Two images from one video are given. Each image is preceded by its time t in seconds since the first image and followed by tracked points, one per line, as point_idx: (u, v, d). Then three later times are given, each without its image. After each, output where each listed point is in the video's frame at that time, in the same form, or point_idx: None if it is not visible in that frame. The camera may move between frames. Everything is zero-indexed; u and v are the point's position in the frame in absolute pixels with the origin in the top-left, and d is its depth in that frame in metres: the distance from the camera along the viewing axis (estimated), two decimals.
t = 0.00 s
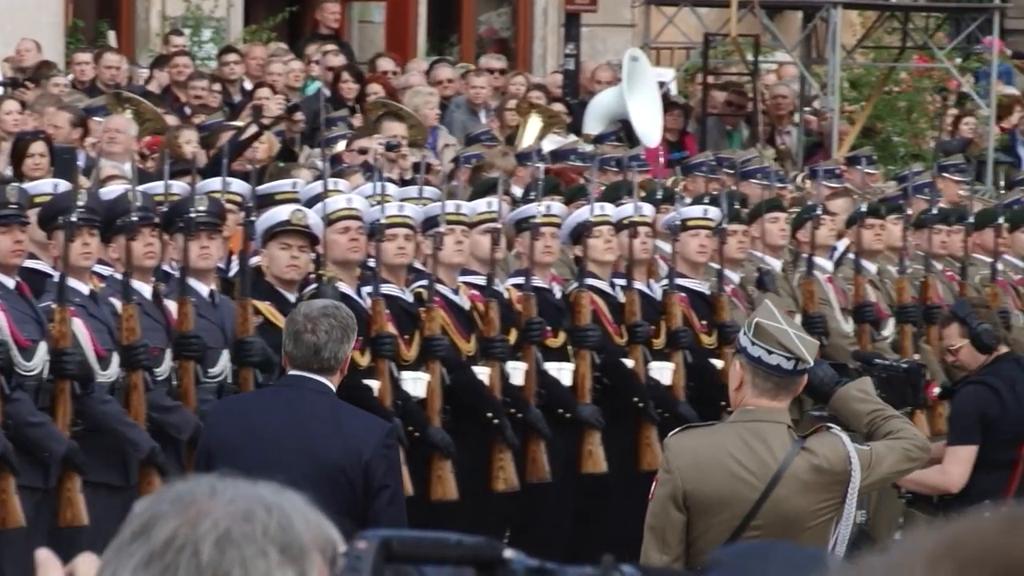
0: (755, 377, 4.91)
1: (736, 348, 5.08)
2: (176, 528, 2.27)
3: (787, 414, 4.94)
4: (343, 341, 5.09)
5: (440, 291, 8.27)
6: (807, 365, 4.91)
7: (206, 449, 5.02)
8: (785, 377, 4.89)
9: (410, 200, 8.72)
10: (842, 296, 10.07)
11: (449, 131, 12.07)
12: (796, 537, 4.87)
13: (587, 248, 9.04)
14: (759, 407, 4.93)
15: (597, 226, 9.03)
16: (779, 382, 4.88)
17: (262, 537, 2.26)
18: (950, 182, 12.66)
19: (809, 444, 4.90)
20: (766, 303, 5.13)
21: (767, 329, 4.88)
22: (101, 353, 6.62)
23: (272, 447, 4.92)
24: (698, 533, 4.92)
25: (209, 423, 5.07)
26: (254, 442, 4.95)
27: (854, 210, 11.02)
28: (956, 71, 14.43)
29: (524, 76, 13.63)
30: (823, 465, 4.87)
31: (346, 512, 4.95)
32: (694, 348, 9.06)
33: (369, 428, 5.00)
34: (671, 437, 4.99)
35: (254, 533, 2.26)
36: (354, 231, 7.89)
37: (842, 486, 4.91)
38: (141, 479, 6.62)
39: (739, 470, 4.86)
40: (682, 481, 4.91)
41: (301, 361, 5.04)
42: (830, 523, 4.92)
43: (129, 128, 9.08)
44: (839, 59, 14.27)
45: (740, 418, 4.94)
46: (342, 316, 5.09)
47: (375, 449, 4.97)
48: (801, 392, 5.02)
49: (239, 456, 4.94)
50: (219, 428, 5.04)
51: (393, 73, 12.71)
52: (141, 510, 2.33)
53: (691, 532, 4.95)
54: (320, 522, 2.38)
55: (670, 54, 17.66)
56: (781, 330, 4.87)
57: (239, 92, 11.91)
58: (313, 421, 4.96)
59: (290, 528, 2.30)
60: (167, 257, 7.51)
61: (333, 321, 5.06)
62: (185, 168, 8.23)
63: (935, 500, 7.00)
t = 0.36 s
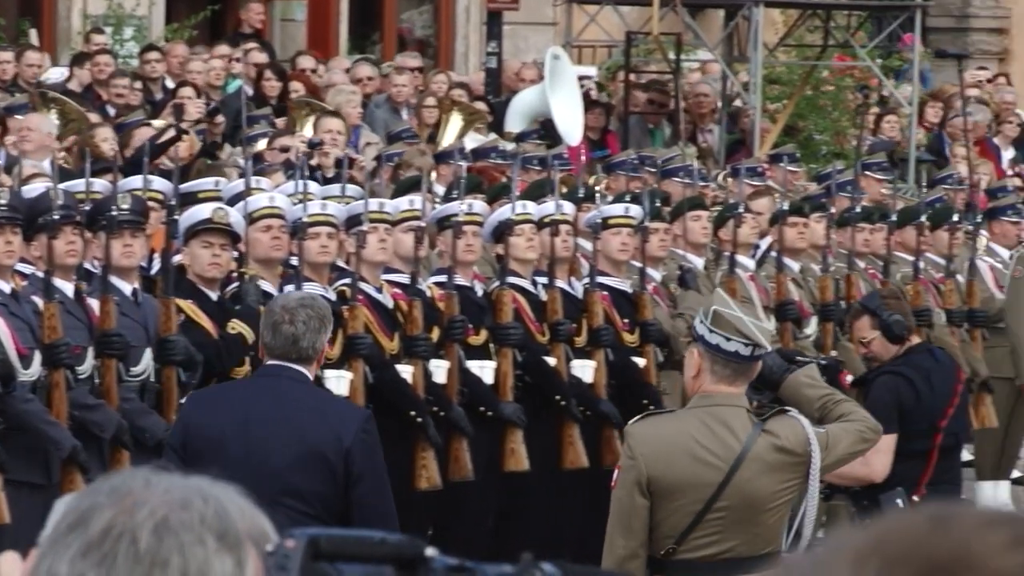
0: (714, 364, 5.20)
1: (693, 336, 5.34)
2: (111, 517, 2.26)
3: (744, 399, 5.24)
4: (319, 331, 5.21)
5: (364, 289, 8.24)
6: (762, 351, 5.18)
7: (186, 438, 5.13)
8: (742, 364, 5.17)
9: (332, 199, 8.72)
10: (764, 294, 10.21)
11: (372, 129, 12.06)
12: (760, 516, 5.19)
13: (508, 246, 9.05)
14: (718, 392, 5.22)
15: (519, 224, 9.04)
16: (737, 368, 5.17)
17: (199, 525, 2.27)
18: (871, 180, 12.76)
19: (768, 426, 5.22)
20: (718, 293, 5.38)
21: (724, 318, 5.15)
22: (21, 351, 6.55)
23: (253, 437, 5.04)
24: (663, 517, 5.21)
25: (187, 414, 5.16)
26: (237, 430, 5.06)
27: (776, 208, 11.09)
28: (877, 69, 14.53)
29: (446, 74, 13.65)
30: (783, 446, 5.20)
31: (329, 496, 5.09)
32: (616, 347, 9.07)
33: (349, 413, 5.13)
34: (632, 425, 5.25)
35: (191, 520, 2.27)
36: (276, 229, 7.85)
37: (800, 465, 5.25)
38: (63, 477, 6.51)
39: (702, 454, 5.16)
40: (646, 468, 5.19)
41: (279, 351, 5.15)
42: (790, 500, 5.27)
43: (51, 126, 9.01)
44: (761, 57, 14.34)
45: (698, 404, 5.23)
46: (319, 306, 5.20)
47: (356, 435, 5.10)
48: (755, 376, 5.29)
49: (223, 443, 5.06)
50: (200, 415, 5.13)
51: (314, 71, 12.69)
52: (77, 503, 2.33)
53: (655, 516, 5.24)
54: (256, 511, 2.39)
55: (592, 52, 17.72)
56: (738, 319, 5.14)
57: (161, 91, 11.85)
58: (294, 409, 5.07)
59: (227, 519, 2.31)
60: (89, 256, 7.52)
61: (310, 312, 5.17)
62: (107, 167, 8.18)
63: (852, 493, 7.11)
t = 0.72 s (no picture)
0: (665, 353, 5.27)
1: (646, 324, 5.41)
2: (56, 514, 2.24)
3: (695, 389, 5.30)
4: (289, 316, 5.39)
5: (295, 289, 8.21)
6: (714, 340, 5.28)
7: (162, 421, 5.38)
8: (692, 352, 5.25)
9: (263, 197, 8.71)
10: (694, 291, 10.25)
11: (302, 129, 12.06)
12: (709, 503, 5.23)
13: (439, 245, 9.05)
14: (670, 381, 5.28)
15: (450, 224, 9.05)
16: (688, 357, 5.25)
17: (145, 530, 2.26)
18: (804, 181, 12.88)
19: (718, 415, 5.27)
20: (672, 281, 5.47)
21: (677, 307, 5.25)
22: None
23: (224, 421, 5.29)
24: (614, 503, 5.25)
25: (163, 400, 5.40)
26: (208, 413, 5.31)
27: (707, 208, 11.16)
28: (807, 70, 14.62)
29: (376, 74, 13.65)
30: (733, 436, 5.24)
31: (298, 477, 5.33)
32: (547, 346, 9.10)
33: (317, 399, 5.34)
34: (585, 413, 5.30)
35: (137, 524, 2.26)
36: (205, 228, 7.85)
37: (750, 455, 5.29)
38: None
39: (654, 442, 5.21)
40: (597, 454, 5.23)
41: (249, 338, 5.34)
42: (739, 490, 5.30)
43: None
44: (691, 57, 14.41)
45: (651, 393, 5.28)
46: (288, 294, 5.38)
47: (325, 420, 5.32)
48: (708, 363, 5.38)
49: (195, 427, 5.31)
50: (175, 402, 5.37)
51: (244, 70, 12.67)
52: (11, 500, 2.29)
53: (606, 502, 5.27)
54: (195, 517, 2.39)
55: (521, 52, 17.79)
56: (691, 310, 5.24)
57: (91, 89, 11.79)
58: (265, 395, 5.30)
59: (170, 525, 2.31)
60: (19, 254, 7.47)
61: (279, 300, 5.34)
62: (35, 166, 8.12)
63: (796, 492, 7.19)
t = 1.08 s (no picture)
0: (636, 357, 5.34)
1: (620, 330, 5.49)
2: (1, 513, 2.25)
3: (665, 394, 5.38)
4: (289, 332, 5.50)
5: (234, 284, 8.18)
6: (684, 347, 5.35)
7: (164, 435, 5.44)
8: (662, 358, 5.33)
9: (201, 193, 8.69)
10: (634, 288, 10.33)
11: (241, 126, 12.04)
12: (677, 505, 5.31)
13: (378, 240, 9.04)
14: (640, 386, 5.37)
15: (389, 220, 9.06)
16: (659, 363, 5.32)
17: (88, 527, 2.26)
18: (744, 177, 12.93)
19: (687, 420, 5.36)
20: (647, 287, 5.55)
21: (649, 313, 5.32)
22: None
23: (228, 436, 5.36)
24: (584, 505, 5.33)
25: (165, 414, 5.47)
26: (213, 428, 5.38)
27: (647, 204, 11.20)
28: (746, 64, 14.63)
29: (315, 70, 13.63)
30: (701, 440, 5.33)
31: (300, 492, 5.42)
32: (486, 342, 9.12)
33: (319, 414, 5.44)
34: (558, 416, 5.39)
35: (79, 521, 2.26)
36: (143, 223, 7.83)
37: (718, 460, 5.37)
38: None
39: (622, 444, 5.29)
40: (568, 456, 5.32)
41: (252, 352, 5.44)
42: (707, 494, 5.38)
43: None
44: (631, 52, 14.43)
45: (621, 398, 5.37)
46: (288, 308, 5.50)
47: (327, 435, 5.41)
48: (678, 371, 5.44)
49: (200, 441, 5.38)
50: (176, 414, 5.44)
51: (183, 65, 12.63)
52: None
53: (577, 504, 5.35)
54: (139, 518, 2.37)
55: (461, 48, 17.81)
56: (663, 317, 5.30)
57: (29, 85, 11.73)
58: (269, 409, 5.39)
59: (112, 523, 2.31)
60: None
61: (281, 315, 5.46)
62: None
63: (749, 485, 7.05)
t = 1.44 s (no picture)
0: (624, 341, 5.57)
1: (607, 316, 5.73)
2: None
3: (653, 376, 5.60)
4: (283, 319, 5.57)
5: (177, 281, 8.15)
6: (671, 329, 5.59)
7: (159, 417, 5.48)
8: (650, 341, 5.56)
9: (144, 190, 8.66)
10: (577, 285, 10.35)
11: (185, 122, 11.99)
12: (668, 485, 5.54)
13: (322, 237, 9.03)
14: (629, 370, 5.58)
15: (332, 216, 9.06)
16: (646, 346, 5.55)
17: (30, 521, 2.37)
18: (688, 173, 12.97)
19: (676, 401, 5.59)
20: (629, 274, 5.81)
21: (635, 298, 5.56)
22: None
23: (223, 418, 5.42)
24: (578, 487, 5.55)
25: (160, 395, 5.51)
26: (208, 410, 5.43)
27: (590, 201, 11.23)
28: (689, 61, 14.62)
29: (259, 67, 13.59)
30: (690, 420, 5.56)
31: (292, 475, 5.47)
32: (430, 339, 9.13)
33: (313, 399, 5.50)
34: (550, 402, 5.60)
35: (21, 515, 2.36)
36: (85, 220, 7.81)
37: (706, 438, 5.62)
38: None
39: (614, 428, 5.51)
40: (562, 441, 5.53)
41: (247, 337, 5.51)
42: (697, 473, 5.62)
43: None
44: (574, 50, 14.42)
45: (611, 382, 5.58)
46: (284, 296, 5.58)
47: (319, 420, 5.47)
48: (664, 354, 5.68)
49: (194, 423, 5.43)
50: (172, 396, 5.49)
51: (127, 61, 12.58)
52: None
53: (571, 487, 5.57)
54: (79, 509, 2.47)
55: (405, 44, 17.76)
56: (649, 301, 5.55)
57: None
58: (263, 392, 5.44)
59: (53, 514, 2.40)
60: None
61: (276, 300, 5.54)
62: None
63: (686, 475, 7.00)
